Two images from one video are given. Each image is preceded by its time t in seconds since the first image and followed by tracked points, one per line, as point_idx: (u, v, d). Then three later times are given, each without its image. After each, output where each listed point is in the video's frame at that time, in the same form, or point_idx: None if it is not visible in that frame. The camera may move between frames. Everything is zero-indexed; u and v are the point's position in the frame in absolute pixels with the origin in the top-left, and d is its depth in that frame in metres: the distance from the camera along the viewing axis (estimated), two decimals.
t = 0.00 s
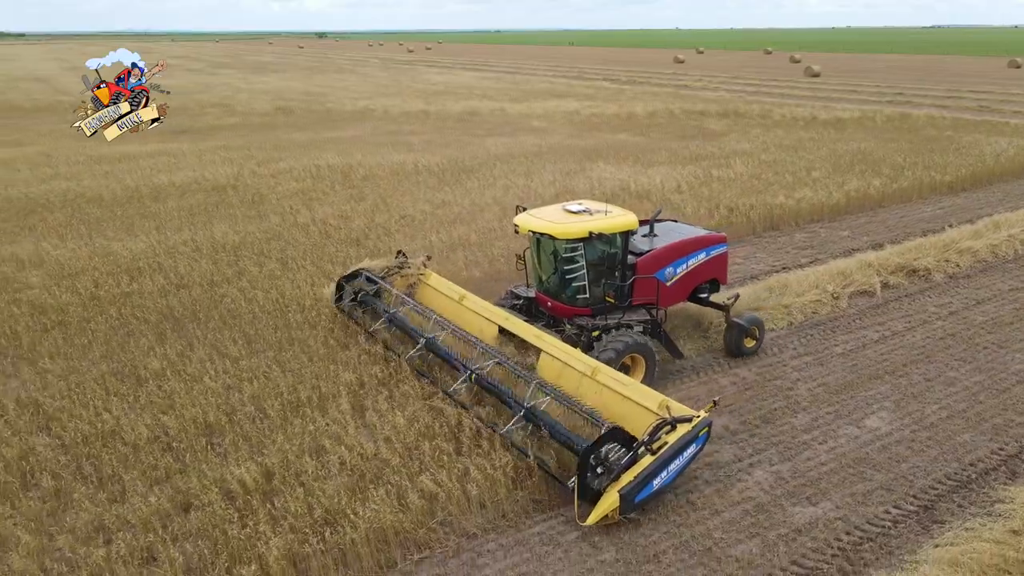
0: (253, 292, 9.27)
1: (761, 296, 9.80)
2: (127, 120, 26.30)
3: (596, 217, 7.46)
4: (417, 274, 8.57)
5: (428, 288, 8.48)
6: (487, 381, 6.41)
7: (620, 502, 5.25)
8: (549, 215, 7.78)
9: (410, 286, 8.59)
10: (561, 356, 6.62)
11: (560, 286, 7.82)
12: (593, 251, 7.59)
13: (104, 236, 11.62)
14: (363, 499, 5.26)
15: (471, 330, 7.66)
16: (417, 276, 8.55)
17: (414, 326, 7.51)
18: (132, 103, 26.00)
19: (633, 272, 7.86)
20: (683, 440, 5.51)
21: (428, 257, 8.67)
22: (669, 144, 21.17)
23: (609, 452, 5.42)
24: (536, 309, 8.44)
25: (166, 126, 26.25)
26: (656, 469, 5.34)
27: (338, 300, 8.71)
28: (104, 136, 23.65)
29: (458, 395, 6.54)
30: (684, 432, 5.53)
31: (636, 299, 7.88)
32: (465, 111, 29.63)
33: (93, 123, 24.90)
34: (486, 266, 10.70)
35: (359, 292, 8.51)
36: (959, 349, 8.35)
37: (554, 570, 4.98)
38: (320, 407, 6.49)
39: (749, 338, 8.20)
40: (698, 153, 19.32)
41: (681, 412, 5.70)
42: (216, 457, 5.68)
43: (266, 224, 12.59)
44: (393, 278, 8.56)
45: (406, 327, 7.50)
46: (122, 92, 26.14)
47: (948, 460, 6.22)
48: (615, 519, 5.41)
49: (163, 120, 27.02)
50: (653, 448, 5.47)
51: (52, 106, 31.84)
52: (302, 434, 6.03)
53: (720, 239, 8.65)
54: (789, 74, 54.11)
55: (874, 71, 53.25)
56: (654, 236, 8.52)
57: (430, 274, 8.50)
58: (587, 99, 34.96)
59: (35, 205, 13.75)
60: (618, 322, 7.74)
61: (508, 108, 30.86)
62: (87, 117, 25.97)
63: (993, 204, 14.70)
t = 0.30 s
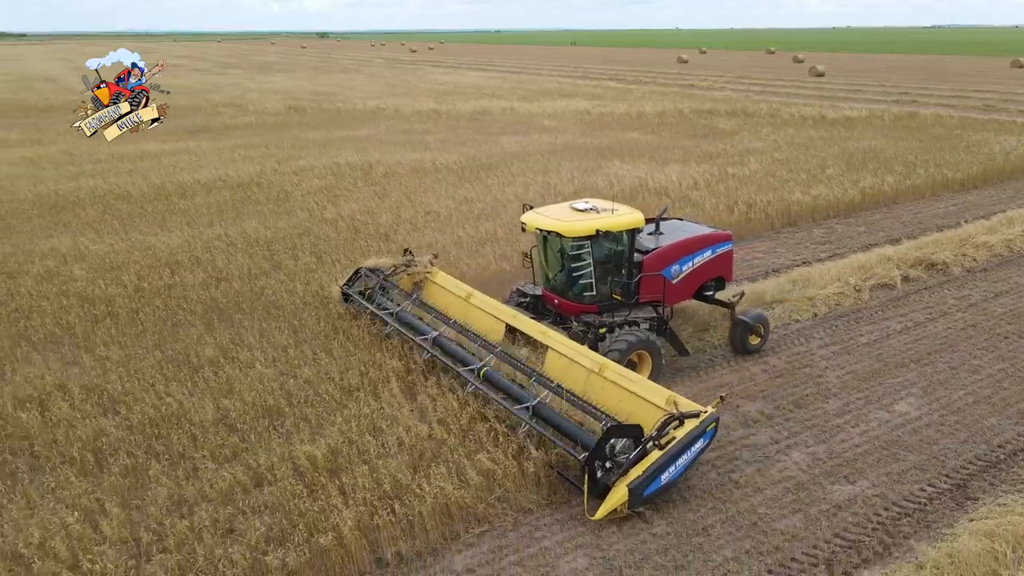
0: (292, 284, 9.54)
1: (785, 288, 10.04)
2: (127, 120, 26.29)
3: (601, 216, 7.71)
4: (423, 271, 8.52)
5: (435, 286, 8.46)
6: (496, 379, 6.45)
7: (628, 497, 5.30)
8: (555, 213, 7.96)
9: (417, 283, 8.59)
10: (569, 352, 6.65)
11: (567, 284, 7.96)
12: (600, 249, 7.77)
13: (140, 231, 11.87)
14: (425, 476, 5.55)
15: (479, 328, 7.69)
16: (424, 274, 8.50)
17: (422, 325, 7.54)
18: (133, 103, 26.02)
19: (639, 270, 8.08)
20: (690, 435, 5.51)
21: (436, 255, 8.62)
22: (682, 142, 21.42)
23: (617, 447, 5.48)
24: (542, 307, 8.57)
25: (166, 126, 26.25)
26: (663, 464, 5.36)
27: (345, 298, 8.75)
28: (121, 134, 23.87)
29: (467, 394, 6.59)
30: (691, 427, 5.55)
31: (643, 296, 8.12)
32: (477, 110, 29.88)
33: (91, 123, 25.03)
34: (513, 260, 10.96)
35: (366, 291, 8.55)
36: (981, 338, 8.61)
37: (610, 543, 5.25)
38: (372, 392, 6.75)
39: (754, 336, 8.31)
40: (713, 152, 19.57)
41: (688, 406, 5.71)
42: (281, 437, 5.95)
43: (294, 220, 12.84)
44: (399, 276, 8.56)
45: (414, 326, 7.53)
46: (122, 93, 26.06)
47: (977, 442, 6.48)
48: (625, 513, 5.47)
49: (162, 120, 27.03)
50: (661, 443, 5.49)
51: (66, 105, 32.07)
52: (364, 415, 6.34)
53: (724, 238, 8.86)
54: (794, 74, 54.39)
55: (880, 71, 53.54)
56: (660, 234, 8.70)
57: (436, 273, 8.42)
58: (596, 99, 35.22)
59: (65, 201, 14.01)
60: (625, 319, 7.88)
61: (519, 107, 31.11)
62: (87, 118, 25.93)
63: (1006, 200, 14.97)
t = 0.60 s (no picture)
0: (329, 276, 9.82)
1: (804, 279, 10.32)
2: (127, 120, 25.91)
3: (606, 213, 7.85)
4: (429, 268, 8.68)
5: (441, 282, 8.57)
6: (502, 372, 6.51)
7: (633, 489, 5.40)
8: (560, 211, 8.10)
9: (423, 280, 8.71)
10: (574, 347, 6.73)
11: (572, 280, 8.13)
12: (604, 246, 7.91)
13: (173, 226, 12.15)
14: (479, 451, 5.84)
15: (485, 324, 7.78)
16: (430, 270, 8.65)
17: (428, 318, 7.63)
18: (132, 103, 25.37)
19: (644, 267, 8.18)
20: (693, 429, 5.59)
21: (441, 252, 8.80)
22: (694, 141, 21.68)
23: (623, 440, 5.55)
24: (548, 304, 8.67)
25: (166, 125, 26.02)
26: (667, 457, 5.44)
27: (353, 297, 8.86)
28: (123, 134, 23.72)
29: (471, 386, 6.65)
30: (694, 422, 5.62)
31: (647, 293, 8.18)
32: (488, 109, 30.13)
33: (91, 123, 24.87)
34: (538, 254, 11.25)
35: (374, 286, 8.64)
36: (998, 327, 8.89)
37: (658, 514, 5.56)
38: (420, 376, 7.05)
39: (756, 332, 8.39)
40: (725, 149, 19.85)
41: (692, 401, 5.78)
42: (339, 416, 6.25)
43: (320, 216, 13.11)
44: (405, 272, 8.67)
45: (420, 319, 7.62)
46: (122, 93, 25.39)
47: (1000, 422, 6.76)
48: (631, 504, 5.57)
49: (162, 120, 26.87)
50: (665, 436, 5.55)
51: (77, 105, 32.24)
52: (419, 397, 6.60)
53: (727, 235, 8.94)
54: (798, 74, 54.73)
55: (883, 70, 53.85)
56: (664, 231, 8.79)
57: (441, 269, 8.59)
58: (604, 98, 35.46)
59: (95, 198, 14.28)
60: (630, 315, 7.98)
61: (528, 106, 31.36)
62: (86, 116, 25.87)
63: (1016, 196, 15.25)
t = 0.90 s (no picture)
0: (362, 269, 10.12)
1: (822, 270, 10.61)
2: (126, 120, 25.87)
3: (608, 210, 7.84)
4: (433, 266, 8.82)
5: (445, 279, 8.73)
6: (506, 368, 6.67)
7: (635, 480, 5.52)
8: (562, 207, 8.08)
9: (427, 277, 8.86)
10: (576, 342, 6.87)
11: (575, 276, 8.13)
12: (605, 243, 7.88)
13: (203, 221, 12.45)
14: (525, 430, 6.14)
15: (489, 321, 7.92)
16: (434, 268, 8.80)
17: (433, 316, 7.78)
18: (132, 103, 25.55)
19: (644, 263, 8.11)
20: (694, 422, 5.74)
21: (444, 249, 8.93)
22: (704, 139, 21.94)
23: (626, 433, 5.72)
24: (550, 300, 8.68)
25: (165, 126, 25.70)
26: (668, 449, 5.60)
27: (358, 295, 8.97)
28: (125, 134, 23.74)
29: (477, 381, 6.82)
30: (696, 414, 5.76)
31: (647, 289, 8.12)
32: (497, 109, 30.43)
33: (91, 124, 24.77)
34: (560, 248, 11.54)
35: (378, 284, 8.73)
36: (1013, 317, 9.18)
37: (698, 488, 5.86)
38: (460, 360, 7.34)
39: (756, 328, 8.43)
40: (735, 147, 20.14)
41: (693, 394, 5.92)
42: (390, 397, 6.56)
43: (344, 211, 13.39)
44: (410, 268, 8.83)
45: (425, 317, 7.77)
46: (122, 92, 25.63)
47: (1019, 405, 7.05)
48: (632, 496, 5.68)
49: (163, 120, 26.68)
50: (666, 429, 5.73)
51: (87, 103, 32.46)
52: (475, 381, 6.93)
53: (728, 231, 8.83)
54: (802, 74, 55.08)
55: (886, 70, 54.18)
56: (665, 228, 8.71)
57: (444, 266, 8.74)
58: (612, 97, 35.75)
59: (122, 195, 14.59)
60: (631, 311, 7.98)
61: (537, 105, 31.66)
62: (88, 116, 25.90)
63: None
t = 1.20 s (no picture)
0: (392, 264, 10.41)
1: (839, 263, 10.89)
2: (129, 121, 24.93)
3: (609, 208, 7.94)
4: (436, 263, 8.88)
5: (447, 277, 8.76)
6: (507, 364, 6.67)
7: (634, 473, 5.62)
8: (564, 206, 8.19)
9: (430, 274, 8.93)
10: (575, 336, 6.87)
11: (576, 273, 8.23)
12: (607, 240, 8.04)
13: (232, 218, 12.71)
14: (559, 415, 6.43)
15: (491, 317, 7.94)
16: (436, 265, 8.85)
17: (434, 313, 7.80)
18: (132, 103, 23.78)
19: (645, 260, 8.29)
20: (693, 416, 5.80)
21: (446, 248, 8.99)
22: (715, 138, 22.16)
23: (625, 427, 5.77)
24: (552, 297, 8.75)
25: (165, 126, 25.49)
26: (667, 443, 5.68)
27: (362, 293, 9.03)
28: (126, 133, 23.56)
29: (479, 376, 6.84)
30: (694, 409, 5.82)
31: (648, 286, 8.28)
32: (507, 108, 30.66)
33: (92, 123, 23.88)
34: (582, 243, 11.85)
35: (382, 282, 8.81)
36: None
37: (732, 465, 6.15)
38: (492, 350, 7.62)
39: (756, 325, 8.54)
40: (747, 145, 20.38)
41: (691, 389, 5.97)
42: (433, 381, 6.85)
43: (367, 207, 13.65)
44: (413, 266, 8.91)
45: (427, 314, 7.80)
46: (122, 93, 23.65)
47: None
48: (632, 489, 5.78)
49: (163, 122, 25.83)
50: (666, 423, 5.77)
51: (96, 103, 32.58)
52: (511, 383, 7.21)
53: (727, 230, 9.07)
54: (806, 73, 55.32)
55: (890, 70, 54.40)
56: (665, 226, 8.91)
57: (447, 264, 8.75)
58: (620, 96, 35.97)
59: (149, 192, 14.83)
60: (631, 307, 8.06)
61: (547, 104, 31.89)
62: (86, 119, 24.74)
63: None
